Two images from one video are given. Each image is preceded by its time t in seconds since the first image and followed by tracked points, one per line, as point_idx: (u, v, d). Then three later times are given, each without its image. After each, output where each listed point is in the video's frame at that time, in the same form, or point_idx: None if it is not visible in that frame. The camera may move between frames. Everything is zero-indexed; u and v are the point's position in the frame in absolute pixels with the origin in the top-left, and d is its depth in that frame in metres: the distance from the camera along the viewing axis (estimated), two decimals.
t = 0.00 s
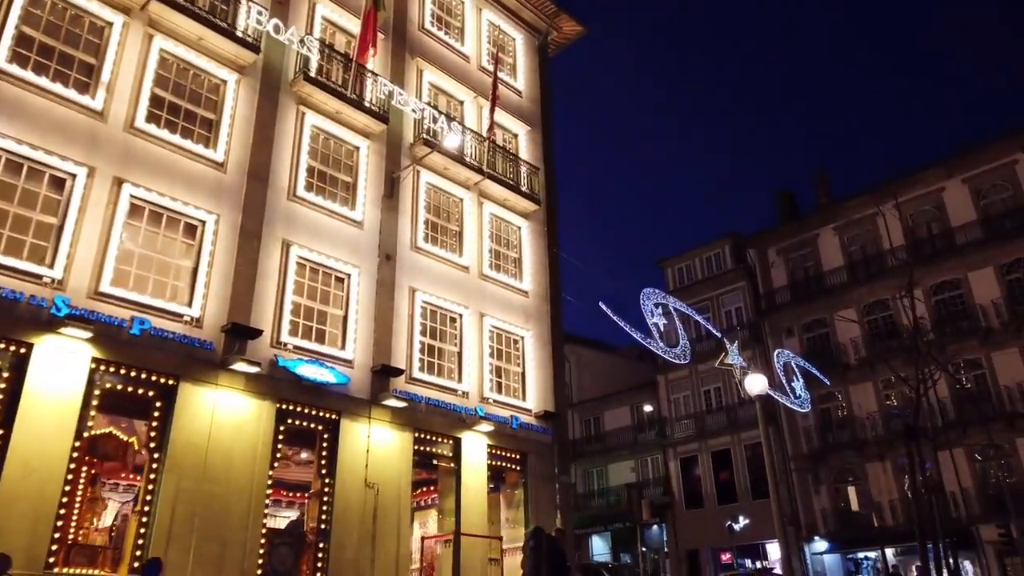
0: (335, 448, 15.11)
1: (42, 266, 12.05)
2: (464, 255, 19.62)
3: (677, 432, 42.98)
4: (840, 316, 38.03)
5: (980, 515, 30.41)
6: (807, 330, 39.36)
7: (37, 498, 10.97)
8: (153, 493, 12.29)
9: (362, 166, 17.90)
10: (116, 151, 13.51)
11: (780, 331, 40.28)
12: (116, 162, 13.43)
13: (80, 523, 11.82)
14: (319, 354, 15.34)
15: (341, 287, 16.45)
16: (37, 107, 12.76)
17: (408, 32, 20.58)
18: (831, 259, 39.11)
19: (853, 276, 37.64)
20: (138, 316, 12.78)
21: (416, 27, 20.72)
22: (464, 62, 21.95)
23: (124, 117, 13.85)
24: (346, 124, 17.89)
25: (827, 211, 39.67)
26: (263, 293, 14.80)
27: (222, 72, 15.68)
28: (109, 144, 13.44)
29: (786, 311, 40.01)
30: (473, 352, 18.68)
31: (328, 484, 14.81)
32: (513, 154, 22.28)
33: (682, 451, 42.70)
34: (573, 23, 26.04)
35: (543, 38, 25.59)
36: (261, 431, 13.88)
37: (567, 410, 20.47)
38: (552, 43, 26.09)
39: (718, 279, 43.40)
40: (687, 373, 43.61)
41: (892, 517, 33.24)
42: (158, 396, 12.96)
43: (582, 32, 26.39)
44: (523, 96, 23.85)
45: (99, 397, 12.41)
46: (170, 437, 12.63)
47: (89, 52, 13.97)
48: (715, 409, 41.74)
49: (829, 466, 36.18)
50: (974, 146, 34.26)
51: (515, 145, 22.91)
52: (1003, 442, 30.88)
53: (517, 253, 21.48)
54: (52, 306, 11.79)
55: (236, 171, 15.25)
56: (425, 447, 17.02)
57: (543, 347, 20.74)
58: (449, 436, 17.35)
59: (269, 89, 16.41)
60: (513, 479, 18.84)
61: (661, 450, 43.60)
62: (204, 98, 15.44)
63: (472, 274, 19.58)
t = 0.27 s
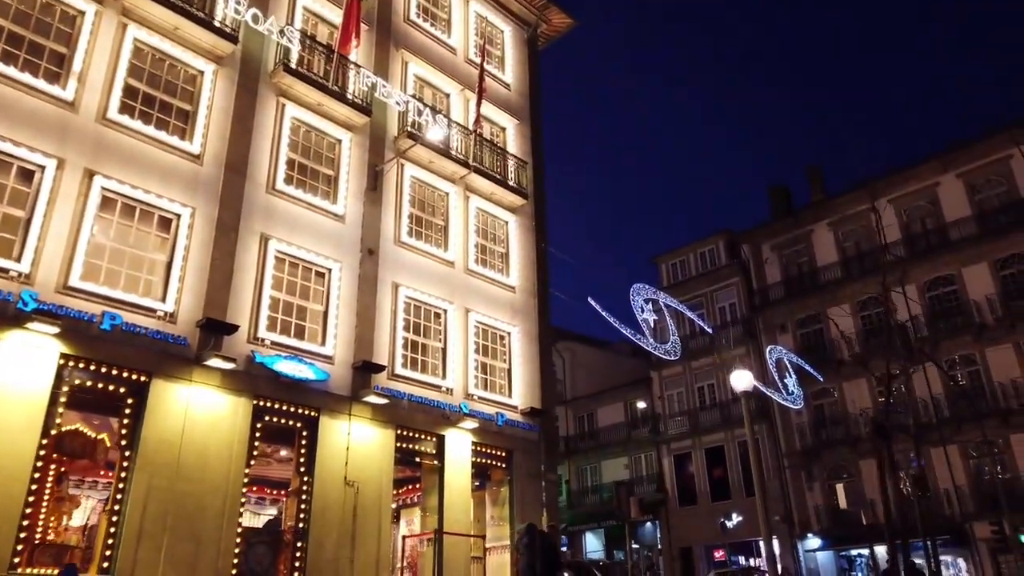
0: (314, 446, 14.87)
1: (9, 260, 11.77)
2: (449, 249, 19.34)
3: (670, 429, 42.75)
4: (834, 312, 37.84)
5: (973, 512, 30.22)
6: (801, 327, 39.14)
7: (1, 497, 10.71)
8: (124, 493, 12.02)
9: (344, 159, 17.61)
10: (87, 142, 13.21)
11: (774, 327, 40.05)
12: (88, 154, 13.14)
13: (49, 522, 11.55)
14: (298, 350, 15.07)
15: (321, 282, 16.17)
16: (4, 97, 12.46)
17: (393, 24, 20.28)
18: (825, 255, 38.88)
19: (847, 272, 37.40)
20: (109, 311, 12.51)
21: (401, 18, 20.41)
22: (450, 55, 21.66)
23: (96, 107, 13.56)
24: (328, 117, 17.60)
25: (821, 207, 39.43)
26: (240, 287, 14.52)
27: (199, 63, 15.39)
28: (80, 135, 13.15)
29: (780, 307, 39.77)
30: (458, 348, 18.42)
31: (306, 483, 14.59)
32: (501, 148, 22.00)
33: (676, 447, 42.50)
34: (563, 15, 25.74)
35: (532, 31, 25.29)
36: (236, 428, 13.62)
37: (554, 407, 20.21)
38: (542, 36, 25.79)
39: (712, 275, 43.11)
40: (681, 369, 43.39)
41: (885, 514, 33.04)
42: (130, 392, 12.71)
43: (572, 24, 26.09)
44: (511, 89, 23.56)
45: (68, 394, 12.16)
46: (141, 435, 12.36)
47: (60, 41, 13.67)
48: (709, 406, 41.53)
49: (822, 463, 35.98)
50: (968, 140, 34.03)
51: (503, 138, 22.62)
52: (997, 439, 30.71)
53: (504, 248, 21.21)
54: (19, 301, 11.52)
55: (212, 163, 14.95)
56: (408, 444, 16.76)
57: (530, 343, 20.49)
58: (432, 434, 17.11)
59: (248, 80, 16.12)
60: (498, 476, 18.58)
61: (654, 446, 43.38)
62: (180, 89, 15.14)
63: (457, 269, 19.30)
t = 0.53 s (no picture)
0: (294, 440, 14.62)
1: None
2: (436, 242, 19.08)
3: (666, 426, 42.47)
4: (830, 307, 37.60)
5: (970, 509, 29.97)
6: (798, 323, 38.87)
7: None
8: (95, 487, 11.78)
9: (328, 150, 17.36)
10: (60, 130, 12.97)
11: (771, 323, 39.76)
12: (60, 142, 12.89)
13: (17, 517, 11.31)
14: (278, 342, 14.82)
15: (303, 274, 15.92)
16: None
17: (379, 13, 20.00)
18: (822, 250, 38.58)
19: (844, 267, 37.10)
20: (81, 303, 12.28)
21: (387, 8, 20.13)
22: (438, 45, 21.39)
23: (69, 95, 13.31)
24: (311, 107, 17.34)
25: (818, 202, 39.14)
26: (218, 279, 14.27)
27: (176, 51, 15.13)
28: (52, 123, 12.90)
29: (777, 303, 39.48)
30: (444, 342, 18.17)
31: (286, 476, 14.34)
32: (490, 140, 21.74)
33: (672, 444, 42.24)
34: (554, 7, 25.45)
35: (523, 22, 25.00)
36: (213, 421, 13.38)
37: (543, 402, 19.96)
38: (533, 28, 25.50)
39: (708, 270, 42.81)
40: (677, 366, 43.14)
41: (881, 511, 32.79)
42: (103, 385, 12.48)
43: (563, 16, 25.80)
44: (501, 81, 23.28)
45: (37, 386, 11.94)
46: (113, 428, 12.12)
47: (33, 28, 13.44)
48: (705, 403, 41.25)
49: (819, 460, 35.70)
50: (965, 134, 33.71)
51: (492, 130, 22.35)
52: (993, 435, 30.46)
53: (492, 241, 20.96)
54: None
55: (190, 152, 14.70)
56: (392, 439, 16.50)
57: (518, 337, 20.24)
58: (417, 428, 16.87)
59: (228, 69, 15.86)
60: (485, 471, 18.35)
61: (651, 443, 43.11)
62: (157, 78, 14.89)
63: (444, 261, 19.04)
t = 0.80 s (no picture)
0: (274, 435, 14.38)
1: None
2: (423, 235, 18.81)
3: (663, 421, 42.20)
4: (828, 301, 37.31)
5: (968, 504, 29.69)
6: (795, 317, 38.59)
7: None
8: (67, 483, 11.56)
9: (311, 142, 17.09)
10: (32, 120, 12.71)
11: (768, 318, 39.46)
12: (32, 132, 12.64)
13: None
14: (258, 336, 14.59)
15: (285, 267, 15.67)
16: None
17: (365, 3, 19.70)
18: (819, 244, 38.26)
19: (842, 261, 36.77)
20: (53, 296, 12.04)
21: None
22: (426, 35, 21.09)
23: (42, 84, 13.05)
24: (294, 98, 17.06)
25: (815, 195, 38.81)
26: (196, 272, 14.02)
27: (154, 40, 14.86)
28: (24, 113, 12.64)
29: (774, 298, 39.16)
30: (431, 335, 17.92)
31: (266, 472, 14.11)
32: (479, 132, 21.45)
33: (668, 440, 41.99)
34: None
35: (514, 13, 24.67)
36: (190, 416, 13.15)
37: (532, 397, 19.72)
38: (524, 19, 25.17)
39: (705, 264, 42.50)
40: (674, 361, 42.88)
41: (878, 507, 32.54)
42: (76, 381, 12.25)
43: (555, 7, 25.47)
44: (491, 72, 22.97)
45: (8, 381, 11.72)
46: (86, 424, 11.89)
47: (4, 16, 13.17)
48: (702, 398, 40.99)
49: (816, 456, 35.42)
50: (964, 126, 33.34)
51: (482, 122, 22.07)
52: (991, 430, 30.19)
53: (481, 234, 20.69)
54: None
55: (169, 143, 14.43)
56: (376, 434, 16.29)
57: (507, 331, 19.99)
58: (403, 423, 16.64)
59: (208, 59, 15.58)
60: (473, 467, 18.14)
61: (647, 439, 42.86)
62: (135, 67, 14.62)
63: (431, 254, 18.77)
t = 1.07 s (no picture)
0: (253, 430, 14.20)
1: None
2: (408, 227, 18.59)
3: (659, 416, 42.01)
4: (824, 295, 37.07)
5: (964, 499, 29.44)
6: (791, 311, 38.36)
7: None
8: (36, 479, 11.37)
9: (293, 132, 16.88)
10: (3, 109, 12.49)
11: (764, 312, 39.23)
12: (3, 121, 12.42)
13: None
14: (238, 329, 14.39)
15: (266, 259, 15.47)
16: None
17: None
18: (815, 238, 38.00)
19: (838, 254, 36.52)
20: (24, 288, 11.84)
21: None
22: (413, 25, 20.84)
23: (14, 72, 12.82)
24: (276, 88, 16.84)
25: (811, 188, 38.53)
26: (174, 263, 13.82)
27: (131, 29, 14.63)
28: None
29: (770, 292, 38.92)
30: (416, 329, 17.72)
31: (244, 467, 13.93)
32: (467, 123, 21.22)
33: (664, 435, 41.79)
34: None
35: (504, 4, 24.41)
36: (166, 411, 12.96)
37: (519, 391, 19.53)
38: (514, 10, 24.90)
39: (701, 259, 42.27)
40: (670, 356, 42.68)
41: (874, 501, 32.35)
42: (47, 375, 12.06)
43: None
44: (479, 63, 22.73)
45: None
46: (56, 419, 11.71)
47: None
48: (697, 392, 40.80)
49: (811, 451, 35.22)
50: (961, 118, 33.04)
51: (470, 113, 21.83)
52: (988, 425, 29.95)
53: (469, 226, 20.47)
54: None
55: (145, 133, 14.21)
56: (360, 429, 16.11)
57: (495, 324, 19.79)
58: (387, 417, 16.45)
59: (187, 48, 15.36)
60: (459, 461, 18.01)
61: (643, 434, 42.68)
62: (111, 56, 14.40)
63: (417, 247, 18.56)
